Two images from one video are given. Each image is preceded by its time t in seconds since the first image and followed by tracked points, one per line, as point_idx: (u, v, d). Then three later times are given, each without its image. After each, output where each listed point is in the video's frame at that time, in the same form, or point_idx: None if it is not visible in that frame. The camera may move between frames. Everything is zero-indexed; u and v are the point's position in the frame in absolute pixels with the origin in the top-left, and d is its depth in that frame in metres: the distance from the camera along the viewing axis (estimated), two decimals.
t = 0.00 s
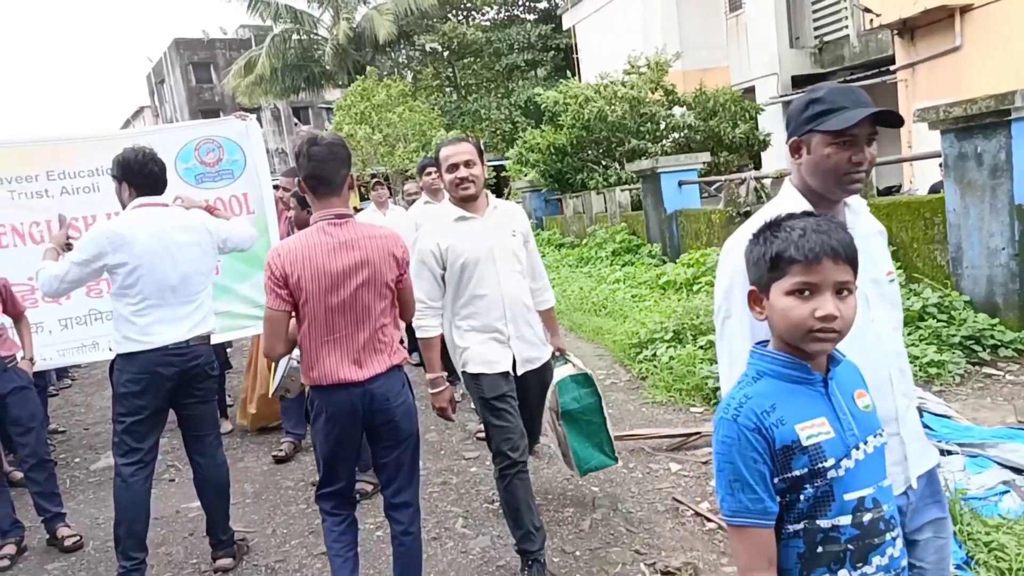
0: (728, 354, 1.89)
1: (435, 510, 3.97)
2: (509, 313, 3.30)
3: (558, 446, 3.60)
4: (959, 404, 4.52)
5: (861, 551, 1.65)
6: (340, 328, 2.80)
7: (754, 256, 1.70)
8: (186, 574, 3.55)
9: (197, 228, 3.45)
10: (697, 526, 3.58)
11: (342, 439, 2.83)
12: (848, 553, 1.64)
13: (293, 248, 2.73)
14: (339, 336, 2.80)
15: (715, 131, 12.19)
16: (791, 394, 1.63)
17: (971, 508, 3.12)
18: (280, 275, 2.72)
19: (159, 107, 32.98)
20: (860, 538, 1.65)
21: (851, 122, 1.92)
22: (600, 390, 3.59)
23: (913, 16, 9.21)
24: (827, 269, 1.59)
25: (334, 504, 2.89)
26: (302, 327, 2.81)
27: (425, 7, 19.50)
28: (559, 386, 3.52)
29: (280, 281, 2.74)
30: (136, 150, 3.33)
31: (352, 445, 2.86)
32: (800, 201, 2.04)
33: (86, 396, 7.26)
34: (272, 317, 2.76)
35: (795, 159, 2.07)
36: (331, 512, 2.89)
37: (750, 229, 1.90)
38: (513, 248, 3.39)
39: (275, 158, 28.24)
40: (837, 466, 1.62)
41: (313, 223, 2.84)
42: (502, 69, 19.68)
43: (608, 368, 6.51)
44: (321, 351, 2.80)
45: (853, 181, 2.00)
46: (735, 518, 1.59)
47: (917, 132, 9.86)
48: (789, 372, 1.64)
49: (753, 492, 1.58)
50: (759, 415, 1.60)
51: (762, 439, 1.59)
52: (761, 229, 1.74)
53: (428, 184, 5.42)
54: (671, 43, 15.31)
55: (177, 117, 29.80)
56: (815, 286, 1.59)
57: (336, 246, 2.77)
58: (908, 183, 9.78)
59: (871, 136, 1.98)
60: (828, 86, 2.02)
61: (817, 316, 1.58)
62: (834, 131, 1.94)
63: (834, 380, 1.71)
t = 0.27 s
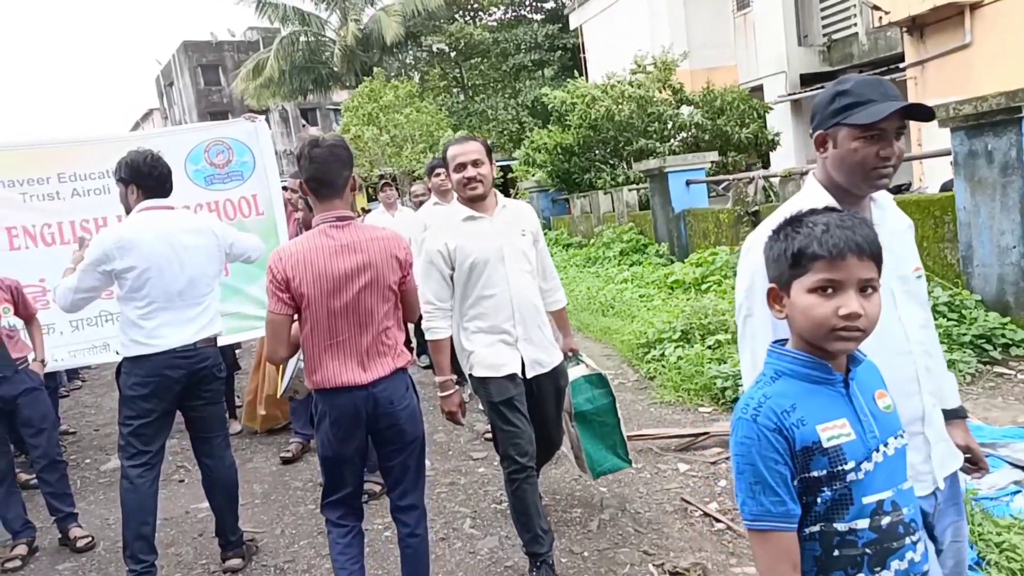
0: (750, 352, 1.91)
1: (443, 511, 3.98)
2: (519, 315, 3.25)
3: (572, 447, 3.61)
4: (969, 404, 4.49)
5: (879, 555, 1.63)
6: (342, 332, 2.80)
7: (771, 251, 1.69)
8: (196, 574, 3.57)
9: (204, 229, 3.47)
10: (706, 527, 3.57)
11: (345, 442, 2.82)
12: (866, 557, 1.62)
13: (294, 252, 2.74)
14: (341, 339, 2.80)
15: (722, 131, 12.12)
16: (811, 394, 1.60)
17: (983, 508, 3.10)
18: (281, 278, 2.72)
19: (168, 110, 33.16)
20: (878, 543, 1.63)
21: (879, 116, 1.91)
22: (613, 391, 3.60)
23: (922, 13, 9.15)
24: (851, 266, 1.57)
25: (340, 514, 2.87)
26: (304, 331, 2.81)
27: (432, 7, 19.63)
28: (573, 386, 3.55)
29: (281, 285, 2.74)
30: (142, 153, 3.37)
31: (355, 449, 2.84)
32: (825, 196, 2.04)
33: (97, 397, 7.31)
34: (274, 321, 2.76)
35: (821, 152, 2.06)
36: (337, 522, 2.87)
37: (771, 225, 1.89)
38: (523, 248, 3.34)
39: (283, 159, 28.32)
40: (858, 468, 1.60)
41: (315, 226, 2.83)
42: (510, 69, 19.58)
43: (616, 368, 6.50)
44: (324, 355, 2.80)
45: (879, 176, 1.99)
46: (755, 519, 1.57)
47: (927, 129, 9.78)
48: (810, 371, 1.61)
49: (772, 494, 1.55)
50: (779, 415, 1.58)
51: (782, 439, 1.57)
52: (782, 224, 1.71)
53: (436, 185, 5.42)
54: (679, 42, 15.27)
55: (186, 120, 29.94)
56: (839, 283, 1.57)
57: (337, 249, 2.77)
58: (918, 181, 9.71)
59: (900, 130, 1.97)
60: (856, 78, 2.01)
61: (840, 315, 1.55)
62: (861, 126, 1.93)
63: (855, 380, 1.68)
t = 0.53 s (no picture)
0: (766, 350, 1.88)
1: (446, 510, 3.98)
2: (524, 314, 3.23)
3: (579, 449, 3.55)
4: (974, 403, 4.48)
5: (895, 561, 1.61)
6: (339, 334, 2.75)
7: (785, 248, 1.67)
8: (199, 573, 3.57)
9: (204, 228, 3.47)
10: (709, 526, 3.56)
11: (342, 446, 2.78)
12: (881, 563, 1.61)
13: (290, 254, 2.69)
14: (338, 342, 2.75)
15: (724, 130, 12.13)
16: (828, 396, 1.58)
17: (988, 508, 3.09)
18: (276, 281, 2.68)
19: (171, 109, 33.22)
20: (893, 548, 1.61)
21: (903, 111, 1.86)
22: (624, 392, 3.54)
23: (926, 10, 9.11)
24: (872, 265, 1.55)
25: (340, 525, 2.81)
26: (301, 334, 2.76)
27: (435, 6, 19.63)
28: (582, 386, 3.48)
29: (276, 287, 2.69)
30: (142, 152, 3.37)
31: (353, 453, 2.80)
32: (844, 192, 2.00)
33: (101, 396, 7.33)
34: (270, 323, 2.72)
35: (840, 146, 2.01)
36: (337, 524, 2.85)
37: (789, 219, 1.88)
38: (528, 246, 3.31)
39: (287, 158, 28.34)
40: (875, 473, 1.58)
41: (312, 226, 2.79)
42: (512, 68, 19.45)
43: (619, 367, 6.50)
44: (321, 358, 2.75)
45: (900, 173, 1.95)
46: (771, 524, 1.53)
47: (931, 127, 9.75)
48: (826, 373, 1.58)
49: (788, 499, 1.52)
50: (796, 417, 1.55)
51: (798, 441, 1.54)
52: (799, 221, 1.69)
53: (441, 184, 5.41)
54: (682, 41, 15.26)
55: (190, 119, 29.98)
56: (859, 283, 1.55)
57: (334, 251, 2.72)
58: (922, 179, 9.68)
59: (923, 126, 1.93)
60: (879, 69, 1.96)
61: (860, 315, 1.53)
62: (885, 120, 1.88)
63: (872, 383, 1.65)
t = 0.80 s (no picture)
0: (789, 353, 1.88)
1: (452, 508, 3.99)
2: (536, 312, 3.22)
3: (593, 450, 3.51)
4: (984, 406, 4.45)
5: None
6: (340, 335, 2.73)
7: (807, 250, 1.67)
8: (206, 568, 3.60)
9: (209, 225, 3.49)
10: (715, 527, 3.56)
11: (343, 448, 2.76)
12: None
13: (290, 254, 2.67)
14: (339, 343, 2.73)
15: (735, 130, 11.98)
16: (851, 406, 1.57)
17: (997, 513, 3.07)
18: (277, 280, 2.66)
19: (182, 105, 33.39)
20: (917, 564, 1.59)
21: (938, 110, 1.82)
22: (638, 394, 3.49)
23: (939, 10, 9.04)
24: (902, 271, 1.53)
25: (344, 533, 2.78)
26: (302, 334, 2.74)
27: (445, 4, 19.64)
28: (596, 387, 3.44)
29: (276, 288, 2.67)
30: (148, 150, 3.39)
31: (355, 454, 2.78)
32: (872, 192, 1.98)
33: (111, 391, 7.38)
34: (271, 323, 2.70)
35: (871, 144, 1.98)
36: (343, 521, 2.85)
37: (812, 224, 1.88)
38: (540, 244, 3.31)
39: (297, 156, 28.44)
40: (898, 485, 1.57)
41: (314, 226, 2.77)
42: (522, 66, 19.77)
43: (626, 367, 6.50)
44: (322, 358, 2.74)
45: (933, 173, 1.91)
46: (793, 537, 1.52)
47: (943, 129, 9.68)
48: (850, 383, 1.57)
49: (810, 510, 1.51)
50: (819, 427, 1.54)
51: (823, 452, 1.53)
52: (824, 223, 1.67)
53: (451, 181, 5.42)
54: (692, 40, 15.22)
55: (200, 116, 30.11)
56: (889, 289, 1.53)
57: (335, 251, 2.69)
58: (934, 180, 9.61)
59: (957, 125, 1.89)
60: (913, 66, 1.92)
61: (890, 321, 1.52)
62: (919, 119, 1.85)
63: (896, 394, 1.65)
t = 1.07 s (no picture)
0: (818, 362, 1.84)
1: (461, 509, 3.99)
2: (549, 312, 3.16)
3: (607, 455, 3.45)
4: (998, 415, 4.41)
5: None
6: (345, 337, 2.72)
7: (835, 258, 1.65)
8: (216, 565, 3.62)
9: (218, 225, 3.50)
10: (725, 533, 3.54)
11: (346, 452, 2.75)
12: None
13: (295, 254, 2.67)
14: (344, 344, 2.73)
15: (748, 133, 11.97)
16: (878, 421, 1.55)
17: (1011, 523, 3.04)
18: (282, 281, 2.66)
19: (198, 105, 33.66)
20: None
21: (977, 116, 1.78)
22: (655, 398, 3.41)
23: (957, 15, 8.96)
24: (939, 282, 1.51)
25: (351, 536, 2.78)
26: (306, 335, 2.74)
27: (459, 6, 19.67)
28: (611, 389, 3.37)
29: (282, 288, 2.68)
30: (156, 149, 3.40)
31: (359, 459, 2.77)
32: (904, 198, 1.95)
33: (124, 388, 7.43)
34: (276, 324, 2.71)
35: (905, 148, 1.94)
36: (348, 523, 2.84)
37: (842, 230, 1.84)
38: (553, 243, 3.24)
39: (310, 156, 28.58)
40: (926, 504, 1.55)
41: (319, 227, 2.76)
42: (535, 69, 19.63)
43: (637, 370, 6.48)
44: (326, 359, 2.74)
45: (968, 181, 1.87)
46: (818, 556, 1.51)
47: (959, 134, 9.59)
48: (878, 398, 1.56)
49: (834, 527, 1.50)
50: (845, 443, 1.52)
51: (849, 469, 1.51)
52: (856, 230, 1.65)
53: (465, 182, 5.43)
54: (706, 43, 15.18)
55: (215, 116, 30.32)
56: (925, 301, 1.50)
57: (340, 251, 2.69)
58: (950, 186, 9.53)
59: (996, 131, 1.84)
60: (952, 68, 1.88)
61: (926, 334, 1.49)
62: (956, 125, 1.80)
63: (925, 410, 1.62)
